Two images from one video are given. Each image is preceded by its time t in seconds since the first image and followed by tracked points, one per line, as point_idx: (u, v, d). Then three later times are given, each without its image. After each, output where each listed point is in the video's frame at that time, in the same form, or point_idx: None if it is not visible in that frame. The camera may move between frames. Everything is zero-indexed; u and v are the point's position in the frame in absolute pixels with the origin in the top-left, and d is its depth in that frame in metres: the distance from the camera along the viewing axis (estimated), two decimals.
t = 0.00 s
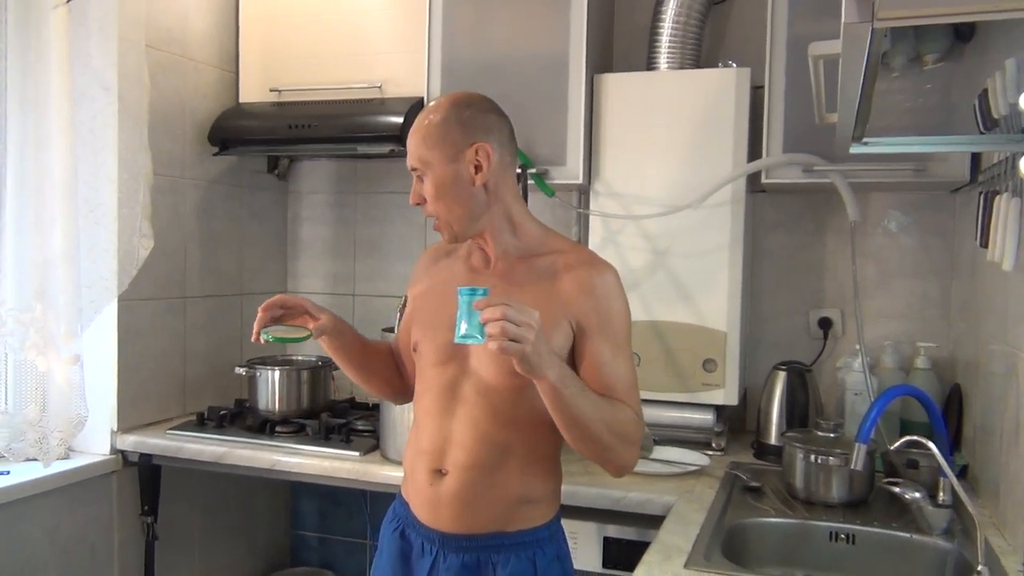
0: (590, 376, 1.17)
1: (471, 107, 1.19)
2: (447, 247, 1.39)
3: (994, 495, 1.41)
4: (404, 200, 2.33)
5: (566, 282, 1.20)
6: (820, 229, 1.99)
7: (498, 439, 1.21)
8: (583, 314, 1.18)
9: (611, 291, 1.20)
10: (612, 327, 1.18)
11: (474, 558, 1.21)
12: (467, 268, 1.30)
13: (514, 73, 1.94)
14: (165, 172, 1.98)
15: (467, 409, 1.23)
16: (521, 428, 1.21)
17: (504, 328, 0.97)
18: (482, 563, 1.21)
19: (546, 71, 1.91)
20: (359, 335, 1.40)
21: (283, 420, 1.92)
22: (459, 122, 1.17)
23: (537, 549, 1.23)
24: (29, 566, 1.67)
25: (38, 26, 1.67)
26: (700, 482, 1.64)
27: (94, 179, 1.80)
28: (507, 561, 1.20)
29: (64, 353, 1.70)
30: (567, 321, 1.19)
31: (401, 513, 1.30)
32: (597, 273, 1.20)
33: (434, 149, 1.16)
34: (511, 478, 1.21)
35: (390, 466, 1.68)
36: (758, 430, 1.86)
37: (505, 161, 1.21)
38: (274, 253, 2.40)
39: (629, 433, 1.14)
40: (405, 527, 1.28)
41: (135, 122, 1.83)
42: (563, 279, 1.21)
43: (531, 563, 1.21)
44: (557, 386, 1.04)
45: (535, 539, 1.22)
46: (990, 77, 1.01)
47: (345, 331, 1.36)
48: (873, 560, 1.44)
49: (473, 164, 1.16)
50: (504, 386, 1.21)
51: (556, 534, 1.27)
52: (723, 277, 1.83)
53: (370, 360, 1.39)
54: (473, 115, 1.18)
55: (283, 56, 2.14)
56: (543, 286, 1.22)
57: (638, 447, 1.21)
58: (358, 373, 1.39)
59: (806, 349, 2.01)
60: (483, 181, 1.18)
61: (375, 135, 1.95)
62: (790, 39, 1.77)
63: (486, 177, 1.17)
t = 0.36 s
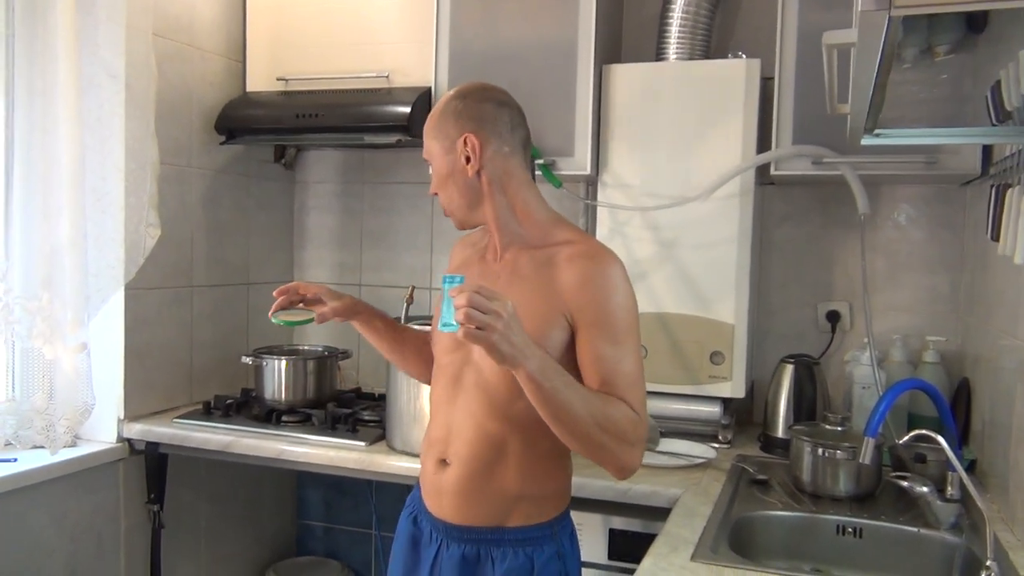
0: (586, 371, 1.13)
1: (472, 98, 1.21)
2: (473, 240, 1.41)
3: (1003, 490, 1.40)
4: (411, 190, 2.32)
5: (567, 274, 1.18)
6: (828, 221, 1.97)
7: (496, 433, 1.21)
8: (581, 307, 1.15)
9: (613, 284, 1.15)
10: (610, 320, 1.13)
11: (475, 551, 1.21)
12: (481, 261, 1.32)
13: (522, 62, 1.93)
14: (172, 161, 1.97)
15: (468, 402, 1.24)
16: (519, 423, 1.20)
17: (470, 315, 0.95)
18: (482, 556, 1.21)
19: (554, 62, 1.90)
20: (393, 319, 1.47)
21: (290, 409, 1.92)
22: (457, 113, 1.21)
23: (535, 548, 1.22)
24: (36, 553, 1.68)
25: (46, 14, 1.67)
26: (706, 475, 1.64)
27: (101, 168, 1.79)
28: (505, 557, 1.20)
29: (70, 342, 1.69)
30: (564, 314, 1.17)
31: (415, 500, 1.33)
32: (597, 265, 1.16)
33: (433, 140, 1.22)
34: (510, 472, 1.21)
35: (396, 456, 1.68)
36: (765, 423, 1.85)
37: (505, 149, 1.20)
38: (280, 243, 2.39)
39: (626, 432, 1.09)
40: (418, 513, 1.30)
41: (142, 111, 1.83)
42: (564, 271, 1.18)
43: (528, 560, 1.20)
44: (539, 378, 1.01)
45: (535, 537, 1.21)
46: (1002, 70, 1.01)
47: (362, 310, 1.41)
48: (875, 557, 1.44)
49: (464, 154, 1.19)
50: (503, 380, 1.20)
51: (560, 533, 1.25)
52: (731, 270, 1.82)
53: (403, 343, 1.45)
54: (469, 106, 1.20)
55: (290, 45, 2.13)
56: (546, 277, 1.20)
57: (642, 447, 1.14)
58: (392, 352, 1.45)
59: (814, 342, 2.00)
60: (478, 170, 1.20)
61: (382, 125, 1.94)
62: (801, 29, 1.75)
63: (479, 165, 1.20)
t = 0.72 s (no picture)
0: (577, 367, 1.12)
1: (477, 90, 1.21)
2: (487, 235, 1.41)
3: (1010, 487, 1.40)
4: (416, 184, 2.31)
5: (561, 269, 1.17)
6: (835, 217, 1.96)
7: (491, 427, 1.21)
8: (572, 302, 1.14)
9: (606, 278, 1.13)
10: (600, 315, 1.11)
11: (477, 543, 1.22)
12: (487, 255, 1.33)
13: (528, 57, 1.92)
14: (177, 156, 1.97)
15: (467, 395, 1.24)
16: (513, 417, 1.20)
17: (447, 308, 0.96)
18: (484, 549, 1.21)
19: (561, 56, 1.89)
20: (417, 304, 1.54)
21: (294, 404, 1.91)
22: (462, 104, 1.21)
23: (535, 541, 1.21)
24: (41, 547, 1.68)
25: (51, 7, 1.67)
26: (712, 471, 1.63)
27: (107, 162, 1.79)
28: (504, 550, 1.20)
29: (76, 336, 1.70)
30: (556, 309, 1.17)
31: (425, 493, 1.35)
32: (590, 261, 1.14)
33: (439, 129, 1.24)
34: (506, 466, 1.21)
35: (401, 451, 1.68)
36: (771, 420, 1.85)
37: (508, 142, 1.20)
38: (285, 238, 2.39)
39: (613, 428, 1.07)
40: (427, 506, 1.31)
41: (148, 105, 1.82)
42: (559, 266, 1.17)
43: (527, 554, 1.20)
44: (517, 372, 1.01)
45: (535, 531, 1.21)
46: (1011, 64, 0.99)
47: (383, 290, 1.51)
48: (877, 553, 1.44)
49: (466, 144, 1.20)
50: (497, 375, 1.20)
51: (561, 528, 1.24)
52: (737, 265, 1.81)
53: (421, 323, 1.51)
54: (473, 98, 1.21)
55: (296, 39, 2.12)
56: (543, 272, 1.19)
57: (634, 445, 1.12)
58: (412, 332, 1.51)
59: (820, 339, 1.99)
60: (480, 160, 1.20)
61: (388, 120, 1.94)
62: (809, 23, 1.74)
63: (481, 156, 1.20)
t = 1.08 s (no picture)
0: (568, 360, 1.11)
1: (473, 85, 1.21)
2: (483, 231, 1.41)
3: (1011, 483, 1.39)
4: (416, 181, 2.31)
5: (552, 263, 1.17)
6: (836, 212, 1.96)
7: (485, 423, 1.21)
8: (563, 296, 1.14)
9: (597, 272, 1.13)
10: (591, 308, 1.11)
11: (471, 538, 1.22)
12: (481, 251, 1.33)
13: (528, 53, 1.92)
14: (176, 153, 1.97)
15: (460, 389, 1.24)
16: (506, 411, 1.20)
17: (439, 301, 0.96)
18: (476, 543, 1.22)
19: (560, 51, 1.89)
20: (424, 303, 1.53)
21: (295, 401, 1.91)
22: (457, 98, 1.22)
23: (527, 537, 1.21)
24: (42, 544, 1.68)
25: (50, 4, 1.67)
26: (712, 467, 1.63)
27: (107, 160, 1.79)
28: (497, 546, 1.20)
29: (76, 333, 1.70)
30: (547, 303, 1.17)
31: (423, 488, 1.34)
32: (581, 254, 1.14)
33: (435, 123, 1.24)
34: (500, 460, 1.21)
35: (401, 448, 1.68)
36: (771, 416, 1.84)
37: (502, 136, 1.20)
38: (285, 235, 2.39)
39: (604, 421, 1.06)
40: (425, 501, 1.31)
41: (148, 102, 1.82)
42: (551, 260, 1.17)
43: (519, 550, 1.20)
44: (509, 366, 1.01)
45: (528, 526, 1.21)
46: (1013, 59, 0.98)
47: (388, 289, 1.51)
48: (872, 549, 1.44)
49: (460, 138, 1.20)
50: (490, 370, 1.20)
51: (554, 523, 1.24)
52: (738, 261, 1.80)
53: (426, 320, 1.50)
54: (468, 93, 1.21)
55: (295, 36, 2.12)
56: (534, 266, 1.19)
57: (627, 439, 1.12)
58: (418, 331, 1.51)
59: (821, 335, 1.99)
60: (474, 154, 1.21)
61: (388, 116, 1.94)
62: (810, 19, 1.73)
63: (474, 150, 1.20)
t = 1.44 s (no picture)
0: (572, 358, 1.11)
1: (481, 85, 1.22)
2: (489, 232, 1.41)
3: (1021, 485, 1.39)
4: (423, 183, 2.31)
5: (554, 261, 1.17)
6: (844, 212, 1.95)
7: (490, 422, 1.21)
8: (566, 293, 1.13)
9: (599, 270, 1.13)
10: (593, 305, 1.11)
11: (477, 539, 1.22)
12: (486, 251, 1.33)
13: (534, 54, 1.92)
14: (184, 155, 1.98)
15: (465, 389, 1.24)
16: (511, 410, 1.20)
17: (442, 298, 0.97)
18: (483, 544, 1.22)
19: (566, 53, 1.89)
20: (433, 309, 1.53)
21: (303, 403, 1.91)
22: (464, 97, 1.22)
23: (534, 537, 1.21)
24: (52, 545, 1.69)
25: (59, 7, 1.67)
26: (720, 469, 1.63)
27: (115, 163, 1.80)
28: (503, 546, 1.20)
29: (85, 336, 1.71)
30: (550, 302, 1.17)
31: (430, 489, 1.34)
32: (584, 252, 1.14)
33: (441, 122, 1.25)
34: (505, 460, 1.21)
35: (408, 450, 1.68)
36: (780, 417, 1.84)
37: (507, 136, 1.20)
38: (293, 237, 2.39)
39: (609, 418, 1.06)
40: (431, 502, 1.32)
41: (155, 105, 1.83)
42: (553, 258, 1.17)
43: (526, 551, 1.20)
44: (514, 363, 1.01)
45: (534, 527, 1.21)
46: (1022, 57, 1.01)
47: (396, 297, 1.51)
48: (880, 550, 1.43)
49: (465, 137, 1.21)
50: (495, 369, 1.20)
51: (560, 524, 1.24)
52: (746, 262, 1.80)
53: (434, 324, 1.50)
54: (475, 92, 1.21)
55: (302, 38, 2.13)
56: (537, 265, 1.19)
57: (632, 436, 1.11)
58: (425, 336, 1.50)
59: (829, 336, 1.98)
60: (479, 152, 1.21)
61: (395, 118, 1.94)
62: (817, 18, 1.73)
63: (479, 149, 1.21)
